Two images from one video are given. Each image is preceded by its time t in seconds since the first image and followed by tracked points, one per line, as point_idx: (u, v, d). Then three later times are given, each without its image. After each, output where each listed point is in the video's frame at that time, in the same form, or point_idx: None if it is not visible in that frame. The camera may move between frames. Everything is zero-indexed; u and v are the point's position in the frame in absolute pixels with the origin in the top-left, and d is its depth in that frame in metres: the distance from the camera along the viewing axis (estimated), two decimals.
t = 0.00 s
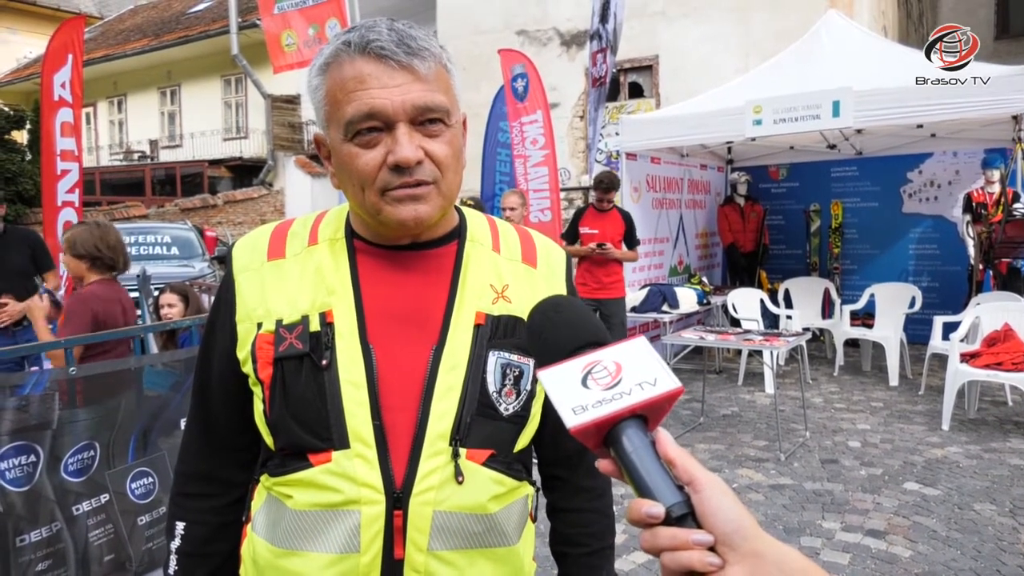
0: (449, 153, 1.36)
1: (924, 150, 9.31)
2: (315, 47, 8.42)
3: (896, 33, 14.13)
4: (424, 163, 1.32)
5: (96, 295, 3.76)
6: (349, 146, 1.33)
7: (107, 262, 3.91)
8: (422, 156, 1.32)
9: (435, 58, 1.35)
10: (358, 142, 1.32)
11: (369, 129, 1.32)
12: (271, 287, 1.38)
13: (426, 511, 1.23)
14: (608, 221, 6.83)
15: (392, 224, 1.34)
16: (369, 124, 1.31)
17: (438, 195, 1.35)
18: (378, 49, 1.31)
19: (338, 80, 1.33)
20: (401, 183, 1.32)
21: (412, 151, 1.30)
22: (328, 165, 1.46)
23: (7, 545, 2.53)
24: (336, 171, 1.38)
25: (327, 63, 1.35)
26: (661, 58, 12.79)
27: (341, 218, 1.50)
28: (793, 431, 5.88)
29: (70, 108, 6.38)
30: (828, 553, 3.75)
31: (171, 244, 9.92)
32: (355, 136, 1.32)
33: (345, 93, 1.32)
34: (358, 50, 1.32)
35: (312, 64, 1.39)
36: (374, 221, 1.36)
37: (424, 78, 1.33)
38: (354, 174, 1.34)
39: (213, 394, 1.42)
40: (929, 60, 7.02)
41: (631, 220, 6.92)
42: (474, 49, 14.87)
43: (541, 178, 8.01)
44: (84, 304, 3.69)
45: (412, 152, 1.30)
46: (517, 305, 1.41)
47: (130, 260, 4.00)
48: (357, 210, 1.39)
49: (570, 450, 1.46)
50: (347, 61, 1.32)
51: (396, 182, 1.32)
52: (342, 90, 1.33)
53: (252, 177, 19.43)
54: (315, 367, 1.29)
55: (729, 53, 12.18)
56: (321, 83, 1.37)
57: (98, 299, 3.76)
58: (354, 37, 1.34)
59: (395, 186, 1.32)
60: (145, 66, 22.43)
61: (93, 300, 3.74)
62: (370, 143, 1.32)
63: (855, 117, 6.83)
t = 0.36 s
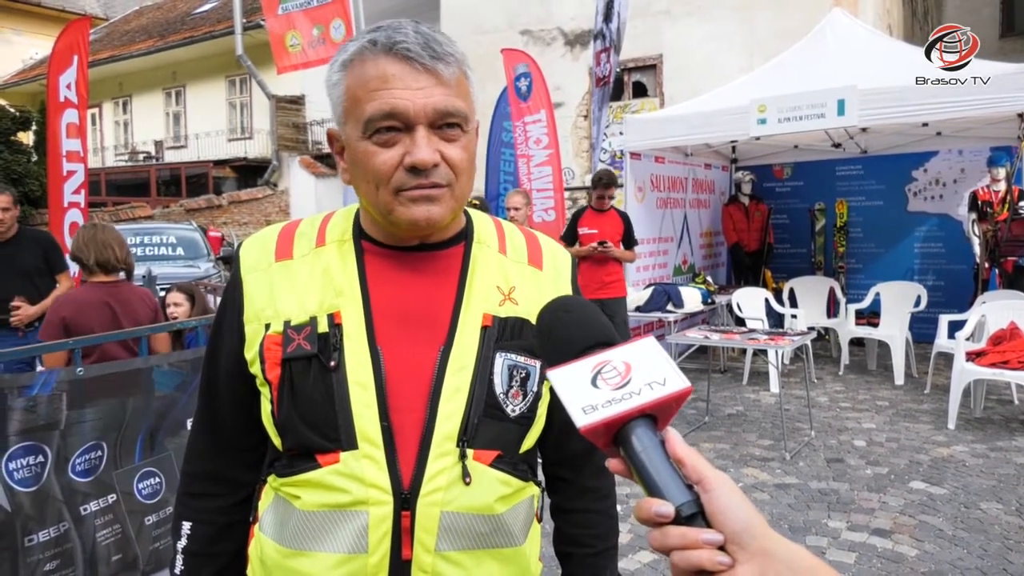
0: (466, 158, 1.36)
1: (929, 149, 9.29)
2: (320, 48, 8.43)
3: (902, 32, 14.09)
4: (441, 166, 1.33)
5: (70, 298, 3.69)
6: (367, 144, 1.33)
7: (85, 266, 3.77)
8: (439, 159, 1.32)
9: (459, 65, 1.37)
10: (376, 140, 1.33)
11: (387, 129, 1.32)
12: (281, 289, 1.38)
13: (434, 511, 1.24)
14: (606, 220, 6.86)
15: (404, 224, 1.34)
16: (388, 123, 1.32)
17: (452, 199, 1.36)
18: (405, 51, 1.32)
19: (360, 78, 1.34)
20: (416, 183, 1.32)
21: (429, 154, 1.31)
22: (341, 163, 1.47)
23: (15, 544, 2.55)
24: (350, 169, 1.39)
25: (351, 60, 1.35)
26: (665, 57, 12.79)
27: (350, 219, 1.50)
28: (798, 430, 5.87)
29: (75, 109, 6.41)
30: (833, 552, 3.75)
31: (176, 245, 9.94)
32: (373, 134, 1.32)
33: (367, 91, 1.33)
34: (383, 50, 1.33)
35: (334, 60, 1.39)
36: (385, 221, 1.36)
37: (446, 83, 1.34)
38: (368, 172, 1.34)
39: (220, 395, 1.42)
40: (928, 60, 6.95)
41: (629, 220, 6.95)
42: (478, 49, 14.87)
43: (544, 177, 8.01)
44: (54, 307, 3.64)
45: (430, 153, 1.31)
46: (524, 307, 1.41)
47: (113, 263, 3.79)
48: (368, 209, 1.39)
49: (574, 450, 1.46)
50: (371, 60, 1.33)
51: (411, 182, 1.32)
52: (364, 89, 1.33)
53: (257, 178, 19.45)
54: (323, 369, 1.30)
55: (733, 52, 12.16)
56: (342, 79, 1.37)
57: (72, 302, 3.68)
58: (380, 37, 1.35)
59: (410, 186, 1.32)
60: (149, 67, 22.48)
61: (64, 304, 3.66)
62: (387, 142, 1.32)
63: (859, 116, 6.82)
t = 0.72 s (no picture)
0: (481, 161, 1.37)
1: (929, 148, 9.29)
2: (320, 47, 8.44)
3: (902, 31, 14.09)
4: (458, 167, 1.33)
5: (66, 297, 3.70)
6: (385, 141, 1.33)
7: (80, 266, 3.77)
8: (456, 160, 1.32)
9: (482, 70, 1.38)
10: (395, 137, 1.32)
11: (407, 127, 1.32)
12: (288, 288, 1.38)
13: (440, 511, 1.24)
14: (596, 218, 6.86)
15: (416, 223, 1.34)
16: (409, 120, 1.32)
17: (464, 201, 1.36)
18: (433, 51, 1.32)
19: (383, 75, 1.33)
20: (432, 182, 1.32)
21: (448, 153, 1.31)
22: (351, 158, 1.46)
23: (17, 544, 2.55)
24: (364, 165, 1.38)
25: (375, 55, 1.35)
26: (665, 57, 12.79)
27: (354, 218, 1.50)
28: (798, 429, 5.87)
29: (75, 109, 6.41)
30: (833, 551, 3.76)
31: (176, 244, 9.94)
32: (393, 131, 1.32)
33: (390, 87, 1.32)
34: (410, 48, 1.33)
35: (356, 55, 1.38)
36: (397, 218, 1.36)
37: (470, 86, 1.35)
38: (384, 168, 1.33)
39: (223, 395, 1.43)
40: (928, 60, 6.96)
41: (618, 218, 6.95)
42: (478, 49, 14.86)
43: (544, 177, 8.02)
44: (51, 305, 3.67)
45: (448, 153, 1.31)
46: (529, 308, 1.42)
47: (106, 263, 3.77)
48: (378, 206, 1.39)
49: (576, 451, 1.47)
50: (397, 56, 1.33)
51: (428, 181, 1.32)
52: (387, 84, 1.33)
53: (256, 177, 19.44)
54: (329, 368, 1.30)
55: (733, 51, 12.16)
56: (363, 74, 1.37)
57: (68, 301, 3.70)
58: (407, 34, 1.34)
59: (425, 185, 1.32)
60: (149, 66, 22.47)
61: (60, 303, 3.68)
62: (407, 139, 1.32)
63: (859, 115, 6.83)
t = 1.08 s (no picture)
0: (487, 161, 1.37)
1: (927, 146, 9.29)
2: (318, 45, 8.44)
3: (900, 30, 14.08)
4: (465, 165, 1.33)
5: (62, 296, 3.68)
6: (394, 135, 1.33)
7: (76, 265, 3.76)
8: (464, 157, 1.32)
9: (492, 71, 1.38)
10: (404, 131, 1.32)
11: (416, 122, 1.32)
12: (289, 285, 1.38)
13: (440, 508, 1.24)
14: (589, 216, 6.86)
15: (420, 221, 1.34)
16: (419, 115, 1.31)
17: (469, 199, 1.36)
18: (445, 49, 1.32)
19: (395, 70, 1.33)
20: (438, 178, 1.32)
21: (456, 150, 1.31)
22: (357, 154, 1.46)
23: (16, 542, 2.55)
24: (370, 159, 1.38)
25: (387, 50, 1.35)
26: (663, 55, 12.79)
27: (356, 216, 1.50)
28: (796, 428, 5.88)
29: (72, 106, 6.41)
30: (831, 548, 3.77)
31: (174, 242, 9.94)
32: (402, 126, 1.32)
33: (401, 83, 1.32)
34: (423, 45, 1.32)
35: (368, 50, 1.38)
36: (402, 213, 1.36)
37: (482, 85, 1.35)
38: (391, 163, 1.33)
39: (222, 393, 1.43)
40: (928, 60, 6.95)
41: (611, 217, 6.95)
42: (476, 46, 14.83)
43: (542, 175, 8.03)
44: (47, 305, 3.63)
45: (455, 151, 1.31)
46: (530, 306, 1.42)
47: (103, 262, 3.77)
48: (383, 201, 1.39)
49: (575, 450, 1.46)
50: (410, 52, 1.33)
51: (434, 178, 1.32)
52: (399, 80, 1.33)
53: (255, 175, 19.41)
54: (330, 365, 1.30)
55: (732, 49, 12.15)
56: (375, 68, 1.36)
57: (65, 301, 3.67)
58: (421, 31, 1.34)
59: (432, 181, 1.32)
60: (147, 64, 22.41)
61: (57, 303, 3.64)
62: (415, 135, 1.32)
63: (857, 114, 6.83)
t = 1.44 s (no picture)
0: (487, 162, 1.37)
1: (926, 148, 9.30)
2: (317, 47, 8.44)
3: (898, 32, 14.10)
4: (465, 167, 1.33)
5: (61, 298, 3.67)
6: (394, 138, 1.33)
7: (75, 267, 3.76)
8: (464, 159, 1.32)
9: (491, 73, 1.38)
10: (404, 134, 1.32)
11: (416, 125, 1.32)
12: (288, 289, 1.38)
13: (442, 509, 1.24)
14: (587, 217, 6.86)
15: (422, 223, 1.34)
16: (419, 118, 1.31)
17: (470, 201, 1.36)
18: (445, 51, 1.32)
19: (393, 74, 1.33)
20: (439, 181, 1.32)
21: (456, 153, 1.31)
22: (357, 157, 1.46)
23: (14, 544, 2.54)
24: (370, 161, 1.38)
25: (386, 53, 1.35)
26: (662, 56, 12.79)
27: (355, 218, 1.50)
28: (796, 429, 5.88)
29: (71, 108, 6.42)
30: (832, 550, 3.77)
31: (173, 244, 9.93)
32: (402, 128, 1.32)
33: (400, 86, 1.32)
34: (422, 48, 1.33)
35: (367, 53, 1.38)
36: (403, 216, 1.35)
37: (481, 87, 1.35)
38: (392, 166, 1.33)
39: (224, 395, 1.43)
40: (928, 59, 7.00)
41: (609, 218, 6.94)
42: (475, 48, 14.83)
43: (541, 176, 8.04)
44: (46, 307, 3.62)
45: (456, 153, 1.31)
46: (530, 307, 1.42)
47: (104, 265, 3.77)
48: (383, 203, 1.39)
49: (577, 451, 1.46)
50: (408, 56, 1.33)
51: (435, 180, 1.32)
52: (397, 83, 1.33)
53: (254, 176, 19.41)
54: (330, 368, 1.30)
55: (730, 51, 12.16)
56: (374, 71, 1.36)
57: (63, 302, 3.66)
58: (419, 34, 1.34)
59: (432, 183, 1.32)
60: (145, 66, 22.41)
61: (56, 305, 3.64)
62: (415, 137, 1.32)
63: (856, 115, 6.83)
